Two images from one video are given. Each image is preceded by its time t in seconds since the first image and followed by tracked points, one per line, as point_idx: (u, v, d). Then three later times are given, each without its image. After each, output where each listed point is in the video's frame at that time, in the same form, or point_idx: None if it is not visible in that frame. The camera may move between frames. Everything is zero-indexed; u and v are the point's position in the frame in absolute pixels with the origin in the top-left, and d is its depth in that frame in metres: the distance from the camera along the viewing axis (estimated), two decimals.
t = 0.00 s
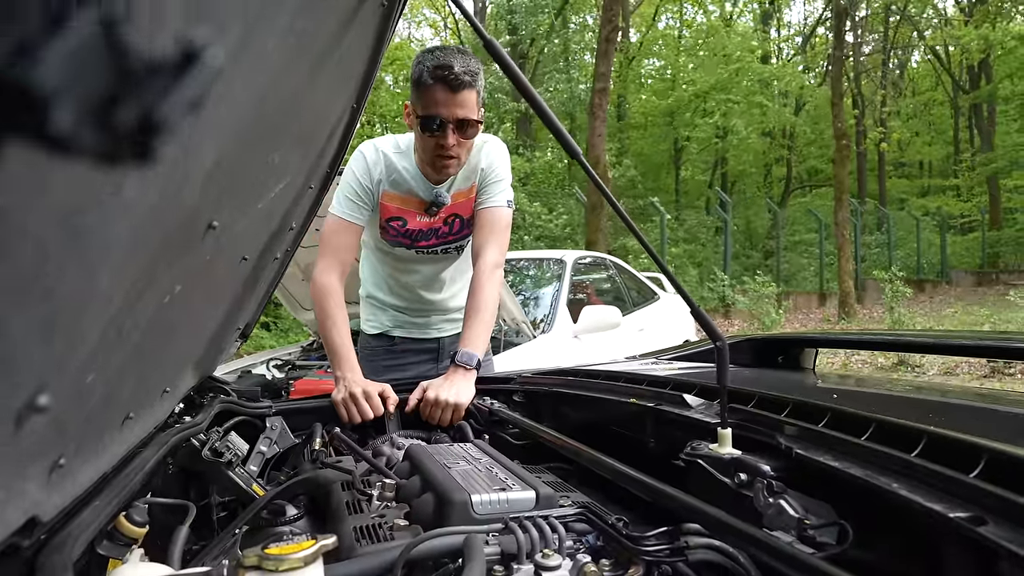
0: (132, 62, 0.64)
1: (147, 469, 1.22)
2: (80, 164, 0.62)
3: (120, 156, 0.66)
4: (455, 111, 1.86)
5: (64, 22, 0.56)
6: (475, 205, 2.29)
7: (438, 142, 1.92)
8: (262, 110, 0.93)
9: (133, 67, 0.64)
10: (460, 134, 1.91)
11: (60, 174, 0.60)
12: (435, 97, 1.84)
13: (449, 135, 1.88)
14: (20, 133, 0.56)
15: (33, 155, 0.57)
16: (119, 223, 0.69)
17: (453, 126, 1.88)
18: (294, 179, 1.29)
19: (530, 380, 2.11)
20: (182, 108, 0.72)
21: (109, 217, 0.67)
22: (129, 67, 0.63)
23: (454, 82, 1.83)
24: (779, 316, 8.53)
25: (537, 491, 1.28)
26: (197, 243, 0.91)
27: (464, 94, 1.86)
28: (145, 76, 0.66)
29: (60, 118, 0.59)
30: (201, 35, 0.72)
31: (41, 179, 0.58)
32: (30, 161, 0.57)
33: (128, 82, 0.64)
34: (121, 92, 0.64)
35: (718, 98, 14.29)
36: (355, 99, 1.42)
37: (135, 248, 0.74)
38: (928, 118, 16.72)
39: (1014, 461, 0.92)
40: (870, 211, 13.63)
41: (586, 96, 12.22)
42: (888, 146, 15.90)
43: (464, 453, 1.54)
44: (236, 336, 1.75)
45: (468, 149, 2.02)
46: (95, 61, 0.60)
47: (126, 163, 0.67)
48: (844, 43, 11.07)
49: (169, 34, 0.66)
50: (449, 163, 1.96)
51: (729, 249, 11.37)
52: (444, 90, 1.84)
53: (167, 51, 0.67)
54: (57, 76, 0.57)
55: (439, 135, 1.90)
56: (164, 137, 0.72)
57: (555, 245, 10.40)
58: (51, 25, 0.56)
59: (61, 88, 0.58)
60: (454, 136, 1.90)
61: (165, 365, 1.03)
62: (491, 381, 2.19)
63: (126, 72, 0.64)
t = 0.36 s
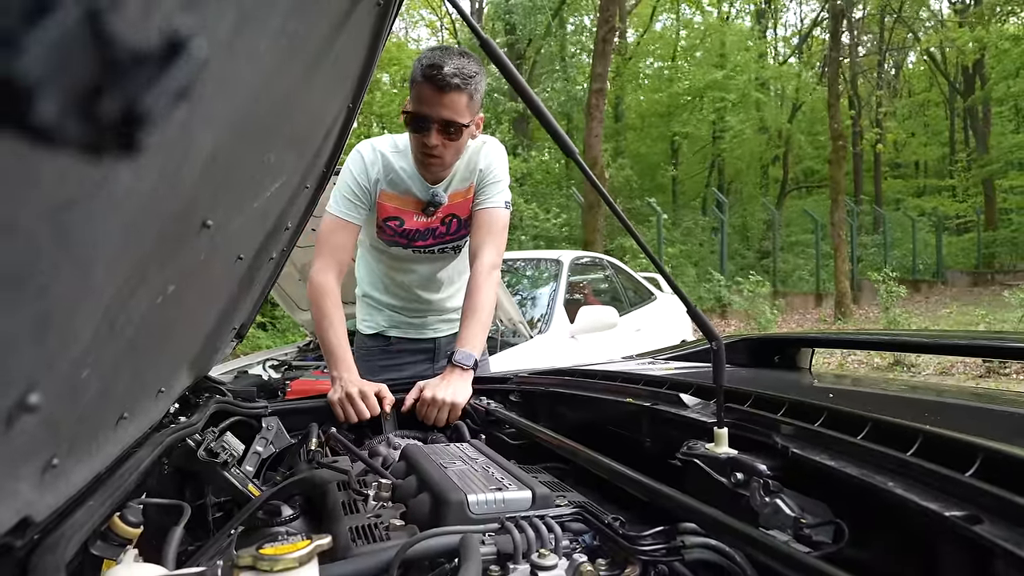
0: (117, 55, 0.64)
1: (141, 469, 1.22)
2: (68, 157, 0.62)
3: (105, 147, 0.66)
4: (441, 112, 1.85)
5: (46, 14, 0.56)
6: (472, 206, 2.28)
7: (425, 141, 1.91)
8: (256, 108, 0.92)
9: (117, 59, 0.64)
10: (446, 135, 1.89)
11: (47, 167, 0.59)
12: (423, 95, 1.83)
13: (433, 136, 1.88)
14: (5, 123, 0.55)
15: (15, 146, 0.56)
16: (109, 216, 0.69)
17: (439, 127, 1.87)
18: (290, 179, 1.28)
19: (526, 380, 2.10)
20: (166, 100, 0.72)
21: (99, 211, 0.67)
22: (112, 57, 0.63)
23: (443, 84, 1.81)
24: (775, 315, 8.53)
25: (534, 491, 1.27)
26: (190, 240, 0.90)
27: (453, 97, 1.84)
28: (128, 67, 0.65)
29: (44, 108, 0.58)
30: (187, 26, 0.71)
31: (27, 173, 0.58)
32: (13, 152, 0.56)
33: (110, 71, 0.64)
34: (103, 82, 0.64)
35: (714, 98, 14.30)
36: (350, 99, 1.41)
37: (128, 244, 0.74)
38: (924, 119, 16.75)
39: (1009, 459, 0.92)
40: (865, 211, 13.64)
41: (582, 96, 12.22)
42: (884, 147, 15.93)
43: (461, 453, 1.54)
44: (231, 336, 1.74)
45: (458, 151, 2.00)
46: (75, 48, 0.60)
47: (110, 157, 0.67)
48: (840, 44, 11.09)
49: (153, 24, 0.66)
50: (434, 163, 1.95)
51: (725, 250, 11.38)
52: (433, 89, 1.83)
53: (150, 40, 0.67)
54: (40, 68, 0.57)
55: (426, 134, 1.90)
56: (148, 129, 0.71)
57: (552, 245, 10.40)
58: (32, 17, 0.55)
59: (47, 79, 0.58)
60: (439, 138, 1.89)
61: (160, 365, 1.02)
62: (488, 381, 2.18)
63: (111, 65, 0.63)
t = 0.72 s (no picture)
0: (113, 50, 0.64)
1: (137, 469, 1.21)
2: (66, 153, 0.62)
3: (103, 141, 0.66)
4: (432, 115, 1.85)
5: (39, 12, 0.56)
6: (468, 206, 2.28)
7: (416, 142, 1.92)
8: (252, 105, 0.92)
9: (113, 54, 0.64)
10: (438, 136, 1.89)
11: (44, 162, 0.60)
12: (414, 97, 1.84)
13: (423, 138, 1.88)
14: None
15: (12, 140, 0.57)
16: (106, 211, 0.69)
17: (430, 129, 1.88)
18: (287, 177, 1.28)
19: (524, 380, 2.11)
20: (163, 95, 0.72)
21: (96, 206, 0.67)
22: (108, 53, 0.64)
23: (435, 87, 1.81)
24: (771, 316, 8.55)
25: (530, 490, 1.28)
26: (187, 239, 0.90)
27: (445, 101, 1.83)
28: (125, 64, 0.66)
29: (40, 104, 0.58)
30: (185, 22, 0.71)
31: (23, 168, 0.58)
32: (10, 147, 0.57)
33: (108, 67, 0.64)
34: (100, 77, 0.64)
35: (710, 99, 14.32)
36: (346, 99, 1.41)
37: (124, 242, 0.74)
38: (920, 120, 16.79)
39: (1004, 459, 0.92)
40: (861, 212, 13.66)
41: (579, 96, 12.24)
42: (880, 148, 15.95)
43: (458, 453, 1.54)
44: (228, 336, 1.74)
45: (450, 154, 1.99)
46: (69, 45, 0.60)
47: (108, 152, 0.67)
48: (836, 45, 11.10)
49: (150, 21, 0.66)
50: (425, 164, 1.96)
51: (722, 249, 11.41)
52: (425, 92, 1.83)
53: (147, 37, 0.67)
54: (35, 63, 0.57)
55: (418, 136, 1.90)
56: (145, 123, 0.71)
57: (549, 246, 10.40)
58: (25, 13, 0.55)
59: (41, 74, 0.58)
60: (429, 139, 1.90)
61: (157, 365, 1.02)
62: (485, 381, 2.18)
63: (106, 61, 0.64)
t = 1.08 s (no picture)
0: (139, 45, 0.65)
1: (137, 468, 1.21)
2: (90, 146, 0.63)
3: (128, 136, 0.67)
4: (431, 115, 1.85)
5: (70, 7, 0.56)
6: (467, 206, 2.28)
7: (416, 143, 1.92)
8: (255, 105, 0.92)
9: (139, 50, 0.65)
10: (436, 137, 1.89)
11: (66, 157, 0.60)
12: (414, 98, 1.83)
13: (423, 138, 1.88)
14: (24, 111, 0.56)
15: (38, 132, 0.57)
16: (119, 206, 0.69)
17: (429, 130, 1.87)
18: (285, 177, 1.28)
19: (521, 380, 2.11)
20: (183, 90, 0.73)
21: (111, 200, 0.67)
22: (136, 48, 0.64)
23: (434, 88, 1.81)
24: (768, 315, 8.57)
25: (530, 489, 1.28)
26: (188, 239, 0.90)
27: (445, 101, 1.83)
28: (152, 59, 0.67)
29: (68, 99, 0.59)
30: (207, 18, 0.72)
31: (43, 162, 0.58)
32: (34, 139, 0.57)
33: (134, 62, 0.65)
34: (128, 72, 0.65)
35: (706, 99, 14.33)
36: (346, 99, 1.41)
37: (128, 242, 0.74)
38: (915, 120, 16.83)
39: (1002, 458, 0.93)
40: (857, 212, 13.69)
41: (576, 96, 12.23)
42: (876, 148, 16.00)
43: (457, 452, 1.54)
44: (226, 335, 1.73)
45: (449, 154, 1.99)
46: (101, 39, 0.60)
47: (131, 146, 0.68)
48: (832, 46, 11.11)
49: (174, 15, 0.67)
50: (424, 164, 1.96)
51: (719, 249, 11.43)
52: (424, 92, 1.82)
53: (171, 31, 0.68)
54: (66, 56, 0.58)
55: (417, 136, 1.90)
56: (172, 118, 0.73)
57: (546, 245, 10.40)
58: (55, 8, 0.55)
59: (69, 68, 0.58)
60: (428, 140, 1.90)
61: (156, 365, 1.02)
62: (482, 380, 2.18)
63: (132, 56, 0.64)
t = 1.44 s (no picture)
0: (139, 41, 0.64)
1: (134, 470, 1.21)
2: (88, 143, 0.63)
3: (126, 134, 0.67)
4: (430, 115, 1.84)
5: (68, 3, 0.56)
6: (464, 207, 2.27)
7: (416, 143, 1.91)
8: (252, 103, 0.91)
9: (138, 46, 0.65)
10: (435, 136, 1.88)
11: (62, 155, 0.60)
12: (413, 96, 1.83)
13: (422, 138, 1.88)
14: (25, 108, 0.55)
15: (40, 131, 0.57)
16: (116, 206, 0.69)
17: (428, 129, 1.87)
18: (283, 177, 1.27)
19: (519, 380, 2.11)
20: (183, 85, 0.73)
21: (108, 200, 0.67)
22: (135, 43, 0.64)
23: (433, 87, 1.81)
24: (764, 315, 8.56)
25: (529, 490, 1.28)
26: (185, 238, 0.90)
27: (444, 100, 1.84)
28: (152, 56, 0.67)
29: (68, 95, 0.59)
30: (208, 15, 0.72)
31: (41, 161, 0.58)
32: (36, 137, 0.57)
33: (134, 58, 0.65)
34: (128, 68, 0.65)
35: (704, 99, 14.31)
36: (343, 99, 1.40)
37: (125, 242, 0.73)
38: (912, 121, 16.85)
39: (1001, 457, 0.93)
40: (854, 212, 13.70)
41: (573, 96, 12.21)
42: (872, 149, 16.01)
43: (455, 453, 1.53)
44: (223, 336, 1.72)
45: (448, 153, 1.99)
46: (101, 34, 0.60)
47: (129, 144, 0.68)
48: (828, 47, 11.10)
49: (173, 12, 0.66)
50: (424, 163, 1.95)
51: (716, 249, 11.42)
52: (423, 92, 1.82)
53: (170, 29, 0.68)
54: (66, 51, 0.58)
55: (417, 136, 1.89)
56: (171, 115, 0.73)
57: (543, 246, 10.38)
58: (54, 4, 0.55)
59: (68, 65, 0.58)
60: (427, 140, 1.89)
61: (152, 365, 1.02)
62: (480, 381, 2.18)
63: (131, 52, 0.64)
